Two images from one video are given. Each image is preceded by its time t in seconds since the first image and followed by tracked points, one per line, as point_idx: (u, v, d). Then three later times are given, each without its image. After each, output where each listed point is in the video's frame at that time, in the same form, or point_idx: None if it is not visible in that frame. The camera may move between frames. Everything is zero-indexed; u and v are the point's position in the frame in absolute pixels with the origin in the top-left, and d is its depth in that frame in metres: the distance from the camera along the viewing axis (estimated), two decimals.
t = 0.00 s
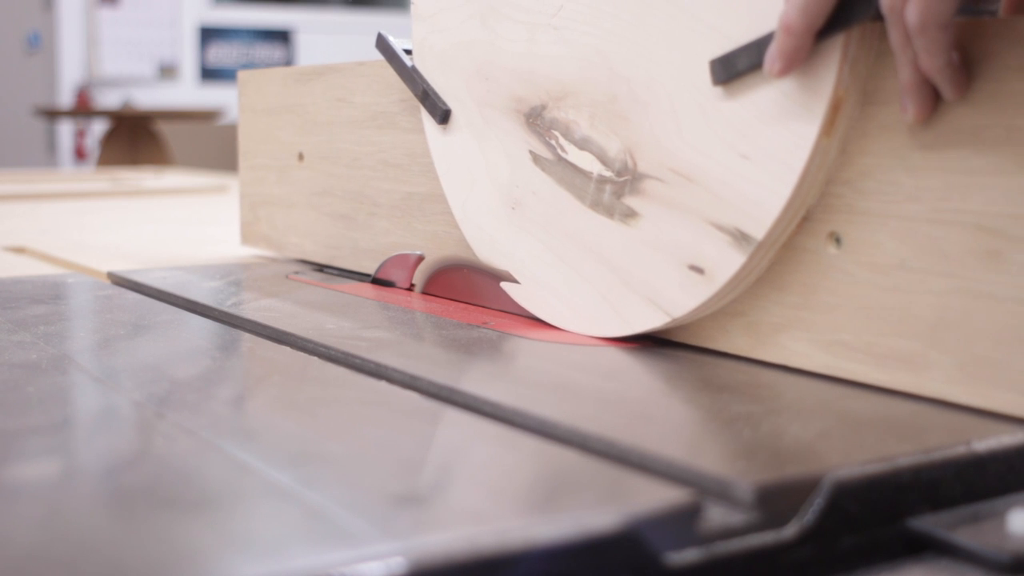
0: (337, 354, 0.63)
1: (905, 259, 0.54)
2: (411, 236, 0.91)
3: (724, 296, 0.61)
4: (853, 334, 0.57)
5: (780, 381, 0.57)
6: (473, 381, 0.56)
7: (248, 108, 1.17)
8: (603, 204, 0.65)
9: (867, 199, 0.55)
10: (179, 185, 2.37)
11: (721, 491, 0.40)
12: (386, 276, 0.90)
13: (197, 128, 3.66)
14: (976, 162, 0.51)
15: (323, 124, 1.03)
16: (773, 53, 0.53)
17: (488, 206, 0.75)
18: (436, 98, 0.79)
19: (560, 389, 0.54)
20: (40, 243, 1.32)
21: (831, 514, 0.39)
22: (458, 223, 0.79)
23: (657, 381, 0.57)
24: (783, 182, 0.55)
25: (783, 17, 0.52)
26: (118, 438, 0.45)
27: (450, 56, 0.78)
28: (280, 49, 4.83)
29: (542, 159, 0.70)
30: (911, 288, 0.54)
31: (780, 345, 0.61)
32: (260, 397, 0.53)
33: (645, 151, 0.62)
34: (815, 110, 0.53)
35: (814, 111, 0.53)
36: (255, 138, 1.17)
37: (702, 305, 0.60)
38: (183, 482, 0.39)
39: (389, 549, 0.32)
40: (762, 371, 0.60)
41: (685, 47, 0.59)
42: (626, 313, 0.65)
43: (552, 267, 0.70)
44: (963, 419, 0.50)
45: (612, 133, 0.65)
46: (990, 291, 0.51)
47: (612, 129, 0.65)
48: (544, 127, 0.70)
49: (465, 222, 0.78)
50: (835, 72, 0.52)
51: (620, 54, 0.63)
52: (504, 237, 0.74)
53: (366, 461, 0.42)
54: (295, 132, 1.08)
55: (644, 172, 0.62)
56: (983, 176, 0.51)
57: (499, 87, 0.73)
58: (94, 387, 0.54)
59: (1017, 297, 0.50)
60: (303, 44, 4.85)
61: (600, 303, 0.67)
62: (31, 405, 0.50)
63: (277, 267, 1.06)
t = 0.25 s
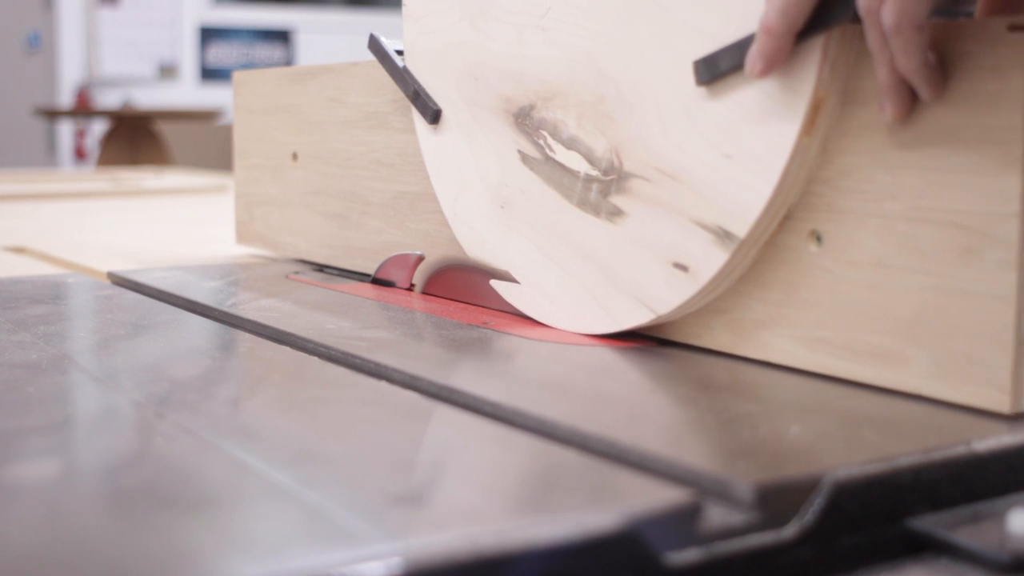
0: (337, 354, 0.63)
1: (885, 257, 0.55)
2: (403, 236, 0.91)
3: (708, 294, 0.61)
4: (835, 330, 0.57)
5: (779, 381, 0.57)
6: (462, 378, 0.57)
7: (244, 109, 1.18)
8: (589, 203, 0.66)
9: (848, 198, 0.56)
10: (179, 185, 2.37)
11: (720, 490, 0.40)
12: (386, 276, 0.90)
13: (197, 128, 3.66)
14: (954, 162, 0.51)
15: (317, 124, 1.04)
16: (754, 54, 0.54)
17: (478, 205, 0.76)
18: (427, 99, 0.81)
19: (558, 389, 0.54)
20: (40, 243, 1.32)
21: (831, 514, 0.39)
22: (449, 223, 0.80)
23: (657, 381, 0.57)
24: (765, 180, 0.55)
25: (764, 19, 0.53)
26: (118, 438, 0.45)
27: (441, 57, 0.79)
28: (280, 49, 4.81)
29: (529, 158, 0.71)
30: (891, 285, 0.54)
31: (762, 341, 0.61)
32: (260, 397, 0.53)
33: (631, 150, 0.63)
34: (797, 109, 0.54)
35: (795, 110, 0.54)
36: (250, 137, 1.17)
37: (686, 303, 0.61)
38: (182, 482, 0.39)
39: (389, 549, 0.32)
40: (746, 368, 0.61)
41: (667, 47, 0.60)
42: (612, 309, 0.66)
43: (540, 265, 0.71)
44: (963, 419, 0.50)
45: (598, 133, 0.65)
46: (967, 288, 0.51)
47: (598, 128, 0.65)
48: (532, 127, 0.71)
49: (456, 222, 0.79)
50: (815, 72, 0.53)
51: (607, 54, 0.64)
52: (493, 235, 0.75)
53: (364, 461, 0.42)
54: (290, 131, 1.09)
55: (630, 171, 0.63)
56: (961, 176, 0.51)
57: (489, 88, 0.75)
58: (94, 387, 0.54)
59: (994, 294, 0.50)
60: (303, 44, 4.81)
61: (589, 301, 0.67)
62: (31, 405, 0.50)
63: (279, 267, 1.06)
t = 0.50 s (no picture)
0: (337, 354, 0.63)
1: (863, 254, 0.55)
2: (395, 235, 0.92)
3: (692, 290, 0.62)
4: (814, 327, 0.58)
5: (779, 381, 0.57)
6: (448, 376, 0.57)
7: (238, 109, 1.19)
8: (576, 202, 0.67)
9: (827, 196, 0.56)
10: (179, 185, 2.37)
11: (720, 490, 0.40)
12: (386, 276, 0.90)
13: (197, 128, 3.66)
14: (929, 160, 0.52)
15: (310, 125, 1.05)
16: (735, 55, 0.55)
17: (468, 204, 0.77)
18: (418, 99, 0.81)
19: (558, 388, 0.55)
20: (41, 243, 1.32)
21: (831, 514, 0.39)
22: (440, 223, 0.81)
23: (657, 381, 0.57)
24: (747, 179, 0.56)
25: (744, 20, 0.54)
26: (118, 438, 0.45)
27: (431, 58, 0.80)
28: (280, 49, 4.80)
29: (517, 158, 0.72)
30: (870, 283, 0.55)
31: (743, 337, 0.62)
32: (260, 397, 0.53)
33: (616, 149, 0.64)
34: (776, 110, 0.55)
35: (775, 111, 0.55)
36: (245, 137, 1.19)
37: (671, 299, 0.62)
38: (182, 482, 0.39)
39: (389, 549, 0.32)
40: (730, 364, 0.62)
41: (651, 48, 0.61)
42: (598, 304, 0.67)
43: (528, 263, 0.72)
44: (963, 419, 0.50)
45: (583, 133, 0.67)
46: (944, 285, 0.52)
47: (584, 129, 0.67)
48: (520, 127, 0.72)
49: (446, 221, 0.80)
50: (795, 72, 0.54)
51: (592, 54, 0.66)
52: (482, 234, 0.76)
53: (363, 461, 0.42)
54: (284, 132, 1.10)
55: (615, 170, 0.64)
56: (935, 174, 0.52)
57: (478, 89, 0.75)
58: (94, 387, 0.54)
59: (969, 291, 0.51)
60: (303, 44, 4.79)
61: (575, 298, 0.69)
62: (31, 405, 0.50)
63: (280, 267, 1.06)
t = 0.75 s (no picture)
0: (337, 354, 0.63)
1: (842, 251, 0.56)
2: (387, 233, 0.93)
3: (675, 288, 0.63)
4: (795, 324, 0.59)
5: (778, 381, 0.57)
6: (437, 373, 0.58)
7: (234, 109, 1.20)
8: (562, 200, 0.68)
9: (807, 194, 0.57)
10: (179, 185, 2.37)
11: (720, 490, 0.40)
12: (386, 276, 0.90)
13: (197, 127, 3.66)
14: (905, 159, 0.53)
15: (304, 124, 1.05)
16: (716, 55, 0.56)
17: (457, 203, 0.79)
18: (408, 99, 0.83)
19: (557, 388, 0.55)
20: (41, 243, 1.32)
21: (831, 514, 0.39)
22: (431, 221, 0.82)
23: (656, 381, 0.57)
24: (728, 178, 0.57)
25: (724, 21, 0.55)
26: (118, 437, 0.45)
27: (422, 58, 0.82)
28: (280, 49, 4.79)
29: (506, 158, 0.73)
30: (848, 279, 0.56)
31: (725, 333, 0.63)
32: (260, 397, 0.53)
33: (601, 149, 0.65)
34: (757, 110, 0.56)
35: (755, 110, 0.56)
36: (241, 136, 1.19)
37: (654, 297, 0.63)
38: (183, 482, 0.39)
39: (389, 550, 0.32)
40: (712, 361, 0.63)
41: (637, 49, 0.62)
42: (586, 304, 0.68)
43: (516, 261, 0.73)
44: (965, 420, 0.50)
45: (568, 133, 0.68)
46: (920, 282, 0.53)
47: (570, 128, 0.68)
48: (508, 126, 0.73)
49: (437, 220, 0.81)
50: (774, 73, 0.55)
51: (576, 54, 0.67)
52: (472, 233, 0.77)
53: (363, 461, 0.42)
54: (277, 132, 1.11)
55: (600, 170, 0.65)
56: (911, 173, 0.53)
57: (468, 89, 0.77)
58: (95, 387, 0.54)
59: (944, 287, 0.52)
60: (303, 44, 4.79)
61: (561, 295, 0.70)
62: (31, 405, 0.50)
63: (280, 267, 1.06)
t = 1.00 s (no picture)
0: (337, 354, 0.63)
1: (818, 248, 0.57)
2: (378, 232, 0.94)
3: (658, 285, 0.65)
4: (772, 320, 0.60)
5: (778, 381, 0.57)
6: (423, 370, 0.59)
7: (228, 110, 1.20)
8: (548, 199, 0.70)
9: (785, 193, 0.59)
10: (179, 185, 2.37)
11: (720, 490, 0.40)
12: (386, 276, 0.90)
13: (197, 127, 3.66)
14: (880, 158, 0.54)
15: (296, 124, 1.06)
16: (695, 56, 0.57)
17: (445, 202, 0.80)
18: (398, 99, 0.84)
19: (557, 389, 0.55)
20: (41, 243, 1.32)
21: (831, 514, 0.39)
22: (420, 220, 0.83)
23: (656, 381, 0.57)
24: (708, 178, 0.58)
25: (704, 22, 0.56)
26: (118, 437, 0.45)
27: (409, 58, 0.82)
28: (280, 49, 4.77)
29: (493, 157, 0.74)
30: (825, 275, 0.57)
31: (706, 330, 0.64)
32: (260, 397, 0.53)
33: (587, 149, 0.66)
34: (736, 110, 0.57)
35: (734, 111, 0.57)
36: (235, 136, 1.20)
37: (637, 294, 0.65)
38: (183, 482, 0.39)
39: (389, 550, 0.32)
40: (693, 356, 0.64)
41: (622, 50, 0.63)
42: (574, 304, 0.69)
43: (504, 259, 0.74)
44: (966, 420, 0.50)
45: (554, 133, 0.69)
46: (895, 278, 0.54)
47: (555, 128, 0.69)
48: (495, 126, 0.74)
49: (426, 218, 0.82)
50: (752, 73, 0.56)
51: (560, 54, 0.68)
52: (460, 231, 0.78)
53: (363, 460, 0.42)
54: (269, 132, 1.12)
55: (585, 169, 0.67)
56: (886, 171, 0.54)
57: (455, 89, 0.78)
58: (95, 387, 0.54)
59: (917, 283, 0.53)
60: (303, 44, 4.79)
61: (547, 293, 0.71)
62: (31, 405, 0.50)
63: (280, 267, 1.06)
